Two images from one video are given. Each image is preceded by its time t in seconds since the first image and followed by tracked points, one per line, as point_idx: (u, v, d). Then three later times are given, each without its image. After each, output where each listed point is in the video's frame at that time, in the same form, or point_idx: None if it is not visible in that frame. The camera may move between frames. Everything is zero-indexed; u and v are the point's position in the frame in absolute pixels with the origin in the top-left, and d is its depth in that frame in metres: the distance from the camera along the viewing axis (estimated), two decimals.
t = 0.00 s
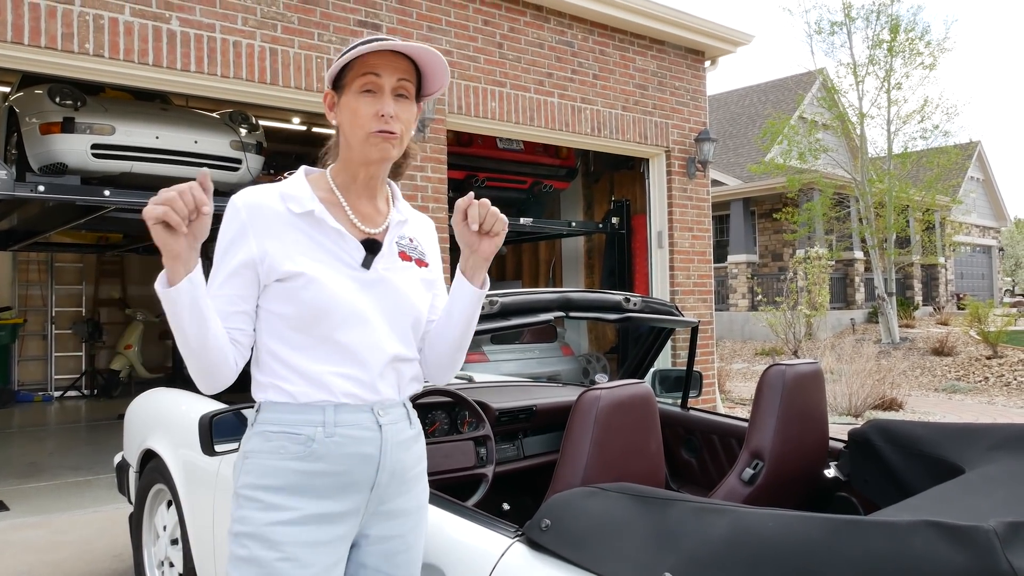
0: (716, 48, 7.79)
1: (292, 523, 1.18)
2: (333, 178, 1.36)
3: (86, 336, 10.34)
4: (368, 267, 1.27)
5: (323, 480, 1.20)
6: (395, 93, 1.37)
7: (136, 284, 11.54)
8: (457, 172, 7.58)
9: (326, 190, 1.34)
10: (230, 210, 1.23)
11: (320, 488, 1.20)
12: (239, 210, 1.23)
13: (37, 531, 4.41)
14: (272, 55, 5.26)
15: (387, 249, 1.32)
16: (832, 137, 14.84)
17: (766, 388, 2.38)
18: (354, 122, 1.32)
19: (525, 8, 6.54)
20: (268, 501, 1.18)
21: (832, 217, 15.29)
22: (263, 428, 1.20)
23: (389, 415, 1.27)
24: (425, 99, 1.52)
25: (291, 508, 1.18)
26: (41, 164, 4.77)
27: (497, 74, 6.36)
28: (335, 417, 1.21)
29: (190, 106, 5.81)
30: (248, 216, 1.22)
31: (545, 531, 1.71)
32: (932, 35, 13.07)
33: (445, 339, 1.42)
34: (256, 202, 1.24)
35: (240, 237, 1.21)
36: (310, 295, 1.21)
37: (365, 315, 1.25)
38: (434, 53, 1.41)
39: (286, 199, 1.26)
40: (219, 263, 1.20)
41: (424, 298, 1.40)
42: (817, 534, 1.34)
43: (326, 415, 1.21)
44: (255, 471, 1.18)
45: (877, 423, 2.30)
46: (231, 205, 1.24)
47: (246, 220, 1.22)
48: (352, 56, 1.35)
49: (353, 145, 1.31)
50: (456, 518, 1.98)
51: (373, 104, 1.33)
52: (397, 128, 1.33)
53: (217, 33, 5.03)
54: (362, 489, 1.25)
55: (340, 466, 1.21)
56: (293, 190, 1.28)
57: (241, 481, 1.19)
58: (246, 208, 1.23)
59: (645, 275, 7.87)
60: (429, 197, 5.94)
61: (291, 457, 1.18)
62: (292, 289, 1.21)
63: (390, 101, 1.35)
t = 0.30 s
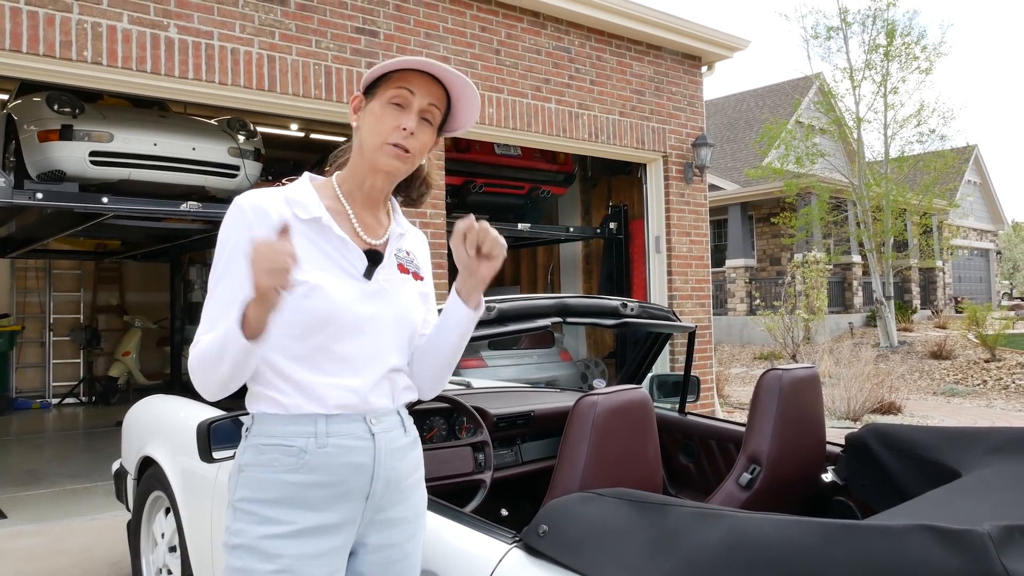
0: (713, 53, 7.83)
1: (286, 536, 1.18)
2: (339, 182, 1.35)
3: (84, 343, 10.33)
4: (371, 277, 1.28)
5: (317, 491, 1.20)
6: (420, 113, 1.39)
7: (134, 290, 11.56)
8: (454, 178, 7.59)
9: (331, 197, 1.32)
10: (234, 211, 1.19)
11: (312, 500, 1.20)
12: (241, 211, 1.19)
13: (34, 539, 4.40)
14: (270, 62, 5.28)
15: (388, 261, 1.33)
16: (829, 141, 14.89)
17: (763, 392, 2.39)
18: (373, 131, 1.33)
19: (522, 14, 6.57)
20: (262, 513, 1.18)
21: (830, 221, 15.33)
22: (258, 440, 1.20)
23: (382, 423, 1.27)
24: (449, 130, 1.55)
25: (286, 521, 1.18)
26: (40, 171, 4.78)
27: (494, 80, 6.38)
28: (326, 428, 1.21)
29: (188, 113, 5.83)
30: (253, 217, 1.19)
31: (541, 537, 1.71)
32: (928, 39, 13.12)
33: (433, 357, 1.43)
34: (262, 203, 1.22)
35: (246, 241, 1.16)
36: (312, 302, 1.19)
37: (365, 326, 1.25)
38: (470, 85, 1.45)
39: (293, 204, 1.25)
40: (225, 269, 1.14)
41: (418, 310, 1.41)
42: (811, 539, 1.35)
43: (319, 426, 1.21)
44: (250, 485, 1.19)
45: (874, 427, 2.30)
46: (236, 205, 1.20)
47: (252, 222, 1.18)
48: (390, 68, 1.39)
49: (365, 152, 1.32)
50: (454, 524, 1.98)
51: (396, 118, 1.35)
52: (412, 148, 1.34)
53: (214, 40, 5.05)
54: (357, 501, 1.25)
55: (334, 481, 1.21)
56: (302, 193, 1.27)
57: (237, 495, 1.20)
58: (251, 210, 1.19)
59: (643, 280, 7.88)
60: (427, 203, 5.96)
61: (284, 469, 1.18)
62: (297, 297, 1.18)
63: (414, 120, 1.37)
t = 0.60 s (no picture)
0: (711, 59, 7.85)
1: (280, 548, 1.19)
2: (344, 192, 1.32)
3: (84, 350, 10.32)
4: (377, 295, 1.27)
5: (312, 503, 1.20)
6: (424, 127, 1.38)
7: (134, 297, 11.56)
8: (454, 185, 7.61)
9: (335, 205, 1.30)
10: (254, 217, 1.15)
11: (308, 511, 1.20)
12: (259, 213, 1.16)
13: (33, 546, 4.39)
14: (269, 69, 5.30)
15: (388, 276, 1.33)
16: (828, 147, 14.92)
17: (762, 399, 2.39)
18: (377, 147, 1.32)
19: (521, 22, 6.59)
20: (256, 527, 1.18)
21: (829, 227, 15.34)
22: (250, 452, 1.19)
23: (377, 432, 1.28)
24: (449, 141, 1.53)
25: (280, 533, 1.18)
26: (40, 179, 4.79)
27: (493, 87, 6.40)
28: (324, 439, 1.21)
29: (187, 121, 5.84)
30: (274, 225, 1.16)
31: (541, 543, 1.71)
32: (926, 45, 13.16)
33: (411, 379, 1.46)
34: (281, 212, 1.18)
35: (272, 253, 1.14)
36: (326, 319, 1.19)
37: (373, 345, 1.25)
38: (475, 99, 1.43)
39: (306, 214, 1.21)
40: (260, 284, 1.11)
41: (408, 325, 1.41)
42: (810, 546, 1.34)
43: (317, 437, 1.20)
44: (244, 498, 1.18)
45: (873, 434, 2.29)
46: (256, 211, 1.16)
47: (273, 230, 1.15)
48: (396, 79, 1.35)
49: (371, 167, 1.31)
50: (453, 531, 1.98)
51: (400, 132, 1.33)
52: (417, 164, 1.34)
53: (214, 48, 5.07)
54: (349, 509, 1.26)
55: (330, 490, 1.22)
56: (315, 203, 1.23)
57: (229, 507, 1.19)
58: (271, 216, 1.16)
59: (642, 287, 7.89)
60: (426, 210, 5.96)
61: (279, 481, 1.18)
62: (313, 311, 1.18)
63: (419, 135, 1.35)
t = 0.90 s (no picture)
0: (710, 63, 7.87)
1: (281, 562, 1.19)
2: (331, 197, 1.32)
3: (85, 355, 10.32)
4: (367, 304, 1.29)
5: (315, 514, 1.21)
6: (416, 138, 1.37)
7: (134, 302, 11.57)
8: (454, 189, 7.62)
9: (324, 211, 1.30)
10: (250, 231, 1.14)
11: (309, 523, 1.21)
12: (252, 224, 1.15)
13: (34, 552, 4.39)
14: (269, 74, 5.31)
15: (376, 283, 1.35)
16: (827, 151, 14.93)
17: (761, 403, 2.38)
18: (367, 158, 1.31)
19: (520, 26, 6.61)
20: (256, 541, 1.17)
21: (829, 230, 15.33)
22: (247, 466, 1.18)
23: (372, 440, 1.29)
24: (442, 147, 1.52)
25: (281, 546, 1.19)
26: (40, 185, 4.80)
27: (493, 92, 6.41)
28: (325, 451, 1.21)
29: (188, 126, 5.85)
30: (271, 238, 1.15)
31: (539, 548, 1.71)
32: (926, 49, 13.18)
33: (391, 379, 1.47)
34: (277, 224, 1.17)
35: (271, 268, 1.13)
36: (322, 332, 1.20)
37: (365, 356, 1.27)
38: (470, 114, 1.41)
39: (299, 225, 1.20)
40: (258, 299, 1.11)
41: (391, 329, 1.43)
42: (809, 550, 1.35)
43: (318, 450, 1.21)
44: (243, 512, 1.17)
45: (872, 437, 2.29)
46: (251, 224, 1.14)
47: (269, 243, 1.15)
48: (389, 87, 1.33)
49: (360, 177, 1.31)
50: (453, 536, 1.97)
51: (391, 144, 1.33)
52: (407, 176, 1.34)
53: (214, 54, 5.08)
54: (344, 518, 1.26)
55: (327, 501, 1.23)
56: (306, 212, 1.22)
57: (225, 522, 1.18)
58: (266, 230, 1.15)
59: (642, 291, 7.89)
60: (426, 215, 5.97)
61: (280, 495, 1.18)
62: (311, 325, 1.18)
63: (410, 149, 1.34)
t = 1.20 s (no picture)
0: (708, 66, 7.88)
1: (266, 566, 1.19)
2: (315, 200, 1.33)
3: (84, 360, 10.31)
4: (352, 305, 1.28)
5: (301, 520, 1.20)
6: (391, 127, 1.36)
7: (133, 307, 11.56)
8: (453, 193, 7.62)
9: (306, 214, 1.31)
10: (214, 235, 1.16)
11: (295, 529, 1.21)
12: (217, 229, 1.16)
13: (35, 558, 4.39)
14: (267, 79, 5.32)
15: (367, 283, 1.34)
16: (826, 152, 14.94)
17: (758, 405, 2.38)
18: (343, 153, 1.31)
19: (518, 30, 6.62)
20: (243, 545, 1.19)
21: (828, 231, 15.34)
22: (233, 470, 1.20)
23: (363, 446, 1.28)
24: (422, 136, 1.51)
25: (267, 551, 1.19)
26: (38, 191, 4.80)
27: (491, 95, 6.43)
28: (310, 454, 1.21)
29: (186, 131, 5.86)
30: (235, 240, 1.16)
31: (537, 551, 1.71)
32: (923, 50, 13.20)
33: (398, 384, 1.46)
34: (244, 226, 1.19)
35: (232, 271, 1.14)
36: (297, 333, 1.20)
37: (348, 357, 1.26)
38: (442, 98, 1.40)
39: (271, 226, 1.22)
40: (218, 302, 1.12)
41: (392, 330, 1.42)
42: (806, 552, 1.35)
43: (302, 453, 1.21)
44: (230, 515, 1.19)
45: (869, 438, 2.29)
46: (216, 228, 1.16)
47: (233, 246, 1.16)
48: (355, 81, 1.33)
49: (339, 174, 1.31)
50: (452, 540, 1.98)
51: (365, 136, 1.32)
52: (385, 167, 1.33)
53: (212, 58, 5.10)
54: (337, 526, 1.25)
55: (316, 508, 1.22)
56: (281, 213, 1.24)
57: (215, 524, 1.20)
58: (230, 234, 1.17)
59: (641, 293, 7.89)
60: (425, 218, 5.98)
61: (264, 500, 1.19)
62: (282, 327, 1.19)
63: (385, 139, 1.34)
